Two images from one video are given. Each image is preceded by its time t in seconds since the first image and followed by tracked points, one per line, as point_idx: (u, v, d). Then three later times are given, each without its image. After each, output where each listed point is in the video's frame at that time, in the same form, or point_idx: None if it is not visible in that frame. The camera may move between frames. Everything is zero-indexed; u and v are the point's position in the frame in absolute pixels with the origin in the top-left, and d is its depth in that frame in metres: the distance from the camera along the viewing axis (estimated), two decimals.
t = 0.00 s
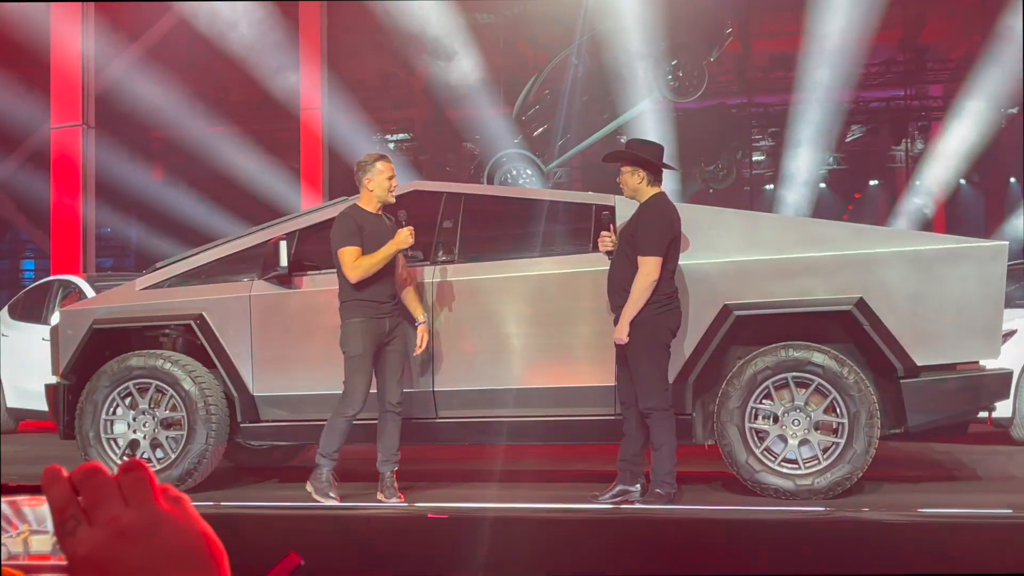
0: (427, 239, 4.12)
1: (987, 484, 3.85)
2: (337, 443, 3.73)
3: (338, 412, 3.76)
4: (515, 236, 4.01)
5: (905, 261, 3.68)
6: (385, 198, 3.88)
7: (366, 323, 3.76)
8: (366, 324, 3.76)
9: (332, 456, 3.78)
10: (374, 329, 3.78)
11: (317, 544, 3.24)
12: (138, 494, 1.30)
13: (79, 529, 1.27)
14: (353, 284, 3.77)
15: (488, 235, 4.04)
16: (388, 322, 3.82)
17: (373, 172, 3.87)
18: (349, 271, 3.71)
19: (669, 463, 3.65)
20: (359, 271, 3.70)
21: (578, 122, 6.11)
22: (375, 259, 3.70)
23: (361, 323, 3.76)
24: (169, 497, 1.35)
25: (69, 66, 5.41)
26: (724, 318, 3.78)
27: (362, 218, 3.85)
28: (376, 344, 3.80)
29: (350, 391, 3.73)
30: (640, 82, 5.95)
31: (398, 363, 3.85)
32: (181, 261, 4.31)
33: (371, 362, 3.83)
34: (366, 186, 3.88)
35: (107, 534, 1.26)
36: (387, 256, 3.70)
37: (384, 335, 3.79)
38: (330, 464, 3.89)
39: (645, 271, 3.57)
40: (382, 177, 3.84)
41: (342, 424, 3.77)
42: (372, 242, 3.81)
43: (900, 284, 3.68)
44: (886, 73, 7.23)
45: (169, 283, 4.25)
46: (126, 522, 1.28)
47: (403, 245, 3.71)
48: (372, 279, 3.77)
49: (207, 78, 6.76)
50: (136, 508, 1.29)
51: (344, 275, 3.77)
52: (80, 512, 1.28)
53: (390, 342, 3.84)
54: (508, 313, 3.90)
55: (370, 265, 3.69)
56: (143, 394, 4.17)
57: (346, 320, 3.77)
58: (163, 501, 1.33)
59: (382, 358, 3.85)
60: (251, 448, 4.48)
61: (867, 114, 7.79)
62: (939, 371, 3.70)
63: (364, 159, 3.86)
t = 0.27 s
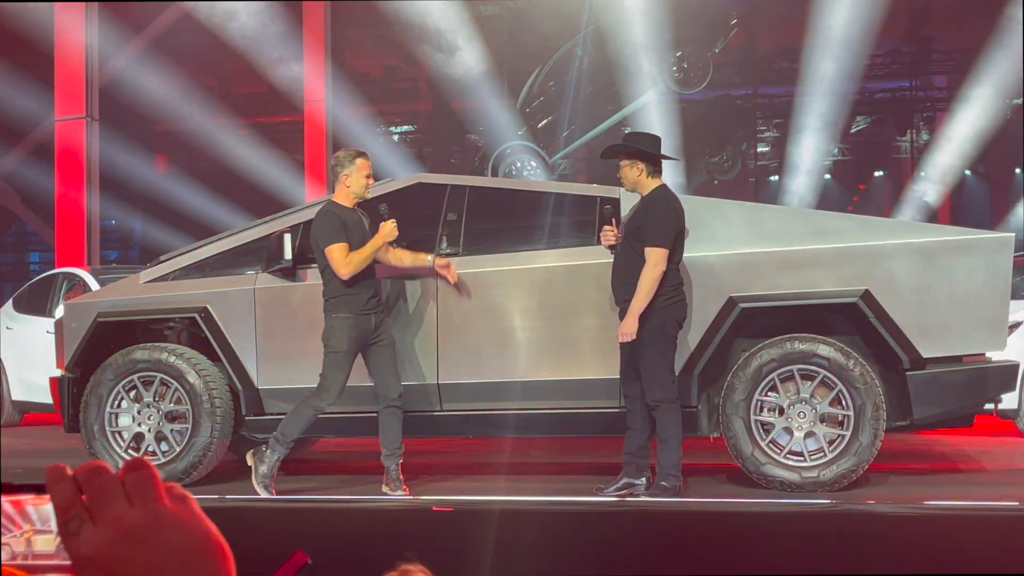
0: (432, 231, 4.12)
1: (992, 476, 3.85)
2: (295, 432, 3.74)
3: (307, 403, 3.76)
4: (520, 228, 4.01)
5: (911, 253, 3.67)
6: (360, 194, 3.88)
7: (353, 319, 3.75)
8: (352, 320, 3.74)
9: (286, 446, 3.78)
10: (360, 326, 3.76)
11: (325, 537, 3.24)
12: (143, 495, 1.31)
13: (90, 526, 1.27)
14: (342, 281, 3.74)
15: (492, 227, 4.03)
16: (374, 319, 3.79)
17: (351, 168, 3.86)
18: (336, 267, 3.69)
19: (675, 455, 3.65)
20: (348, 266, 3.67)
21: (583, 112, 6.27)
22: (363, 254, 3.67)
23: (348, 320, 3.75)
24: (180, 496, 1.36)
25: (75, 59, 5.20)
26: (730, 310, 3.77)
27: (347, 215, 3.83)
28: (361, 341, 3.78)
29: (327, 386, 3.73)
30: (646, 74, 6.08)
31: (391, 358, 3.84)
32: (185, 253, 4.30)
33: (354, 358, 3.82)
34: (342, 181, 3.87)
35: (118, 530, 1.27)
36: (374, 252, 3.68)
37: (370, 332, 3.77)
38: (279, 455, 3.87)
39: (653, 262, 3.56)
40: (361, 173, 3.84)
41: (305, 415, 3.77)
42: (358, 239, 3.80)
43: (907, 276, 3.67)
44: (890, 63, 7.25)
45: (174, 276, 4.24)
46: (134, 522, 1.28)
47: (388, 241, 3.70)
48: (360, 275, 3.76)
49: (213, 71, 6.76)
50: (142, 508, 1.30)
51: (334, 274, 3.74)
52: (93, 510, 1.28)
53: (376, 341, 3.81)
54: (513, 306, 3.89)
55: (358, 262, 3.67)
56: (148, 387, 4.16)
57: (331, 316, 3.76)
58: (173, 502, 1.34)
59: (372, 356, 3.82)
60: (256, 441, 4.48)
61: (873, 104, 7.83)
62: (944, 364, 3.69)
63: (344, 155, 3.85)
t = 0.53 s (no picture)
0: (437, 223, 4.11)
1: (998, 467, 3.85)
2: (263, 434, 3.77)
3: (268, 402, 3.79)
4: (525, 219, 4.00)
5: (917, 244, 3.66)
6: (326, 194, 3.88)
7: (309, 320, 3.77)
8: (312, 319, 3.76)
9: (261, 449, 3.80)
10: (319, 325, 3.78)
11: (332, 529, 3.24)
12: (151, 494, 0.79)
13: (84, 522, 0.77)
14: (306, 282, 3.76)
15: (498, 219, 4.03)
16: (334, 317, 3.81)
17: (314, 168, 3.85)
18: (298, 268, 3.69)
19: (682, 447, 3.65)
20: (308, 268, 3.68)
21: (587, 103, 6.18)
22: (325, 255, 3.67)
23: (306, 320, 3.77)
24: (173, 487, 0.83)
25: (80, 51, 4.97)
26: (736, 302, 3.77)
27: (311, 215, 3.83)
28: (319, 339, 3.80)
29: (282, 384, 3.76)
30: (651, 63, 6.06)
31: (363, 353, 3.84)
32: (191, 245, 4.31)
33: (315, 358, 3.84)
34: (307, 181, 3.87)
35: (113, 528, 0.78)
36: (336, 253, 3.68)
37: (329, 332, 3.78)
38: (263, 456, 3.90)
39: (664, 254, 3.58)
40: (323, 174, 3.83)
41: (271, 415, 3.79)
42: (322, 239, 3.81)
43: (913, 267, 3.66)
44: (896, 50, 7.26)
45: (180, 267, 4.24)
46: (133, 514, 0.78)
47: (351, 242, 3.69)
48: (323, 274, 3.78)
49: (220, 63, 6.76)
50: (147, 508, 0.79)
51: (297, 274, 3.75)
52: (87, 499, 0.77)
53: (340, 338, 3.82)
54: (518, 298, 3.88)
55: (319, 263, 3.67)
56: (154, 379, 4.17)
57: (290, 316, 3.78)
58: (166, 493, 0.83)
59: (336, 353, 3.84)
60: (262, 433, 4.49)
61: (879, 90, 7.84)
62: (950, 354, 3.69)
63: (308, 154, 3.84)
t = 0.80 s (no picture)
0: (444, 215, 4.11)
1: (1008, 459, 3.83)
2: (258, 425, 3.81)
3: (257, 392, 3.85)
4: (533, 212, 4.00)
5: (927, 236, 3.64)
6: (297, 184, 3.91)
7: (287, 308, 3.83)
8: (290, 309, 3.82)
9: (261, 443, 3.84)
10: (296, 314, 3.85)
11: (337, 521, 3.25)
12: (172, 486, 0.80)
13: (102, 517, 0.79)
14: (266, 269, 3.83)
15: (506, 211, 4.03)
16: (312, 305, 3.88)
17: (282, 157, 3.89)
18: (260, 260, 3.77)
19: (689, 440, 3.64)
20: (268, 260, 3.75)
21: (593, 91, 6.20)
22: (284, 247, 3.74)
23: (284, 309, 3.83)
24: (192, 479, 0.84)
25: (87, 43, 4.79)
26: (744, 294, 3.77)
27: (281, 205, 3.89)
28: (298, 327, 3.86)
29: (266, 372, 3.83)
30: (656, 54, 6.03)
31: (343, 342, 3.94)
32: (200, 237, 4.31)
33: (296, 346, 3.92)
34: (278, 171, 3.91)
35: (133, 523, 0.79)
36: (294, 245, 3.73)
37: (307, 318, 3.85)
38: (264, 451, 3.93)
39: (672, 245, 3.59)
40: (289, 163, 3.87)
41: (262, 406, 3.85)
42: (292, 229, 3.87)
43: (922, 259, 3.65)
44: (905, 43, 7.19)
45: (188, 260, 4.25)
46: (153, 510, 0.80)
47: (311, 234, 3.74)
48: (285, 264, 3.84)
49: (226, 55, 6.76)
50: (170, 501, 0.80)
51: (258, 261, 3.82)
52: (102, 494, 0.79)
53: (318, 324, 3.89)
54: (526, 290, 3.86)
55: (278, 255, 3.74)
56: (163, 371, 4.17)
57: (268, 307, 3.84)
58: (187, 486, 0.83)
59: (313, 340, 3.91)
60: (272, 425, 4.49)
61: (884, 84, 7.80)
62: (960, 346, 3.68)
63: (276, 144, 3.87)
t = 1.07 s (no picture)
0: (453, 213, 4.10)
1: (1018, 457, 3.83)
2: (266, 423, 3.83)
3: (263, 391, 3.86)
4: (541, 209, 3.99)
5: (937, 234, 3.63)
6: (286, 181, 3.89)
7: (287, 305, 3.83)
8: (290, 305, 3.84)
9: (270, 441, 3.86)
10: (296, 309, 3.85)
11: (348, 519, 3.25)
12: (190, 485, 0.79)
13: (120, 516, 0.77)
14: (258, 268, 3.83)
15: (515, 209, 4.02)
16: (313, 301, 3.88)
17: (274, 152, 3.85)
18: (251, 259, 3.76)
19: (698, 437, 3.63)
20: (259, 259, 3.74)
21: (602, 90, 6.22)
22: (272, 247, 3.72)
23: (284, 306, 3.84)
24: (212, 479, 0.83)
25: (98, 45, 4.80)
26: (754, 292, 3.76)
27: (273, 202, 3.87)
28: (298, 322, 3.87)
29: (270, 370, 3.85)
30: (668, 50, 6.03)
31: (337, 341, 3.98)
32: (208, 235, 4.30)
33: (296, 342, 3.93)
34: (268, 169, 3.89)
35: (150, 521, 0.77)
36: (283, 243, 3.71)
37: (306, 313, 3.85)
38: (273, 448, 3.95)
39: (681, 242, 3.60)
40: (276, 162, 3.83)
41: (268, 403, 3.86)
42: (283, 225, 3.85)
43: (932, 257, 3.64)
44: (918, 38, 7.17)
45: (197, 258, 4.25)
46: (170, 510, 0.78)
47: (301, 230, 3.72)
48: (277, 260, 3.83)
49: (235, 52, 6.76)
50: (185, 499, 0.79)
51: (250, 262, 3.82)
52: (121, 493, 0.78)
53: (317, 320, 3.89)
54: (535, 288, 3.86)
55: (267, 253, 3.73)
56: (172, 370, 4.18)
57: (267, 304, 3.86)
58: (206, 484, 0.82)
59: (311, 338, 3.92)
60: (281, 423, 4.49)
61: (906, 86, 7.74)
62: (970, 344, 3.67)
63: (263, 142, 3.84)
